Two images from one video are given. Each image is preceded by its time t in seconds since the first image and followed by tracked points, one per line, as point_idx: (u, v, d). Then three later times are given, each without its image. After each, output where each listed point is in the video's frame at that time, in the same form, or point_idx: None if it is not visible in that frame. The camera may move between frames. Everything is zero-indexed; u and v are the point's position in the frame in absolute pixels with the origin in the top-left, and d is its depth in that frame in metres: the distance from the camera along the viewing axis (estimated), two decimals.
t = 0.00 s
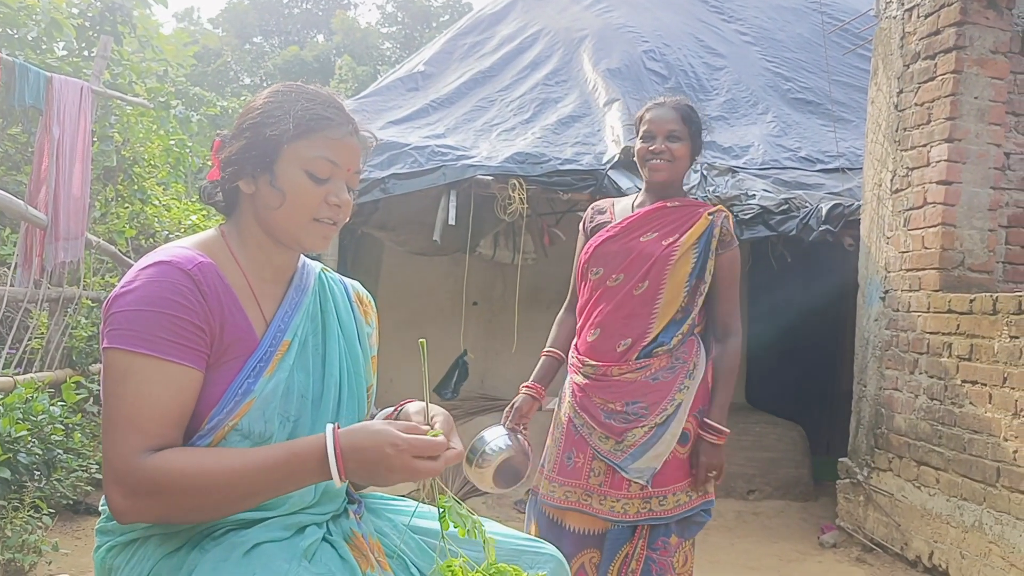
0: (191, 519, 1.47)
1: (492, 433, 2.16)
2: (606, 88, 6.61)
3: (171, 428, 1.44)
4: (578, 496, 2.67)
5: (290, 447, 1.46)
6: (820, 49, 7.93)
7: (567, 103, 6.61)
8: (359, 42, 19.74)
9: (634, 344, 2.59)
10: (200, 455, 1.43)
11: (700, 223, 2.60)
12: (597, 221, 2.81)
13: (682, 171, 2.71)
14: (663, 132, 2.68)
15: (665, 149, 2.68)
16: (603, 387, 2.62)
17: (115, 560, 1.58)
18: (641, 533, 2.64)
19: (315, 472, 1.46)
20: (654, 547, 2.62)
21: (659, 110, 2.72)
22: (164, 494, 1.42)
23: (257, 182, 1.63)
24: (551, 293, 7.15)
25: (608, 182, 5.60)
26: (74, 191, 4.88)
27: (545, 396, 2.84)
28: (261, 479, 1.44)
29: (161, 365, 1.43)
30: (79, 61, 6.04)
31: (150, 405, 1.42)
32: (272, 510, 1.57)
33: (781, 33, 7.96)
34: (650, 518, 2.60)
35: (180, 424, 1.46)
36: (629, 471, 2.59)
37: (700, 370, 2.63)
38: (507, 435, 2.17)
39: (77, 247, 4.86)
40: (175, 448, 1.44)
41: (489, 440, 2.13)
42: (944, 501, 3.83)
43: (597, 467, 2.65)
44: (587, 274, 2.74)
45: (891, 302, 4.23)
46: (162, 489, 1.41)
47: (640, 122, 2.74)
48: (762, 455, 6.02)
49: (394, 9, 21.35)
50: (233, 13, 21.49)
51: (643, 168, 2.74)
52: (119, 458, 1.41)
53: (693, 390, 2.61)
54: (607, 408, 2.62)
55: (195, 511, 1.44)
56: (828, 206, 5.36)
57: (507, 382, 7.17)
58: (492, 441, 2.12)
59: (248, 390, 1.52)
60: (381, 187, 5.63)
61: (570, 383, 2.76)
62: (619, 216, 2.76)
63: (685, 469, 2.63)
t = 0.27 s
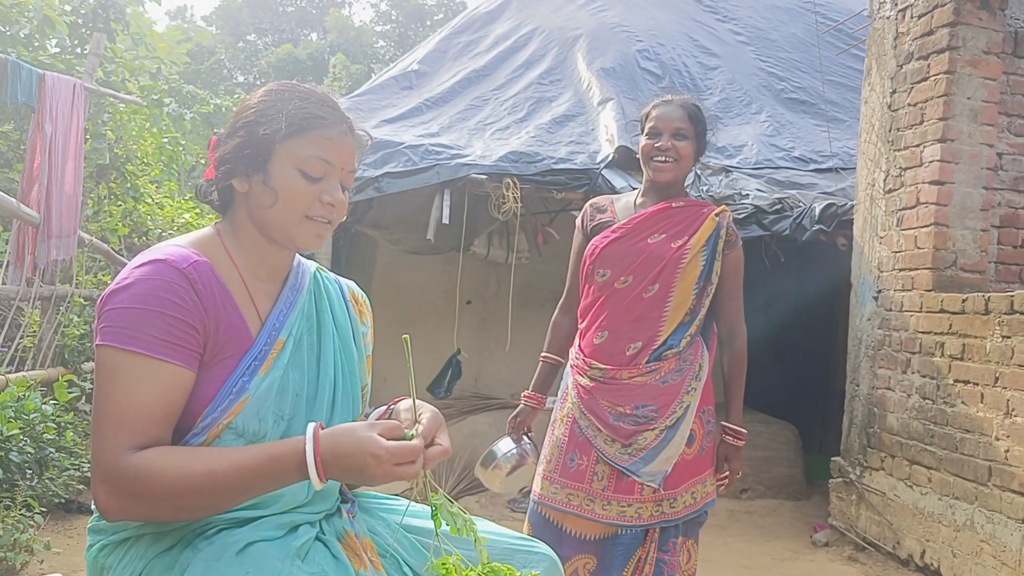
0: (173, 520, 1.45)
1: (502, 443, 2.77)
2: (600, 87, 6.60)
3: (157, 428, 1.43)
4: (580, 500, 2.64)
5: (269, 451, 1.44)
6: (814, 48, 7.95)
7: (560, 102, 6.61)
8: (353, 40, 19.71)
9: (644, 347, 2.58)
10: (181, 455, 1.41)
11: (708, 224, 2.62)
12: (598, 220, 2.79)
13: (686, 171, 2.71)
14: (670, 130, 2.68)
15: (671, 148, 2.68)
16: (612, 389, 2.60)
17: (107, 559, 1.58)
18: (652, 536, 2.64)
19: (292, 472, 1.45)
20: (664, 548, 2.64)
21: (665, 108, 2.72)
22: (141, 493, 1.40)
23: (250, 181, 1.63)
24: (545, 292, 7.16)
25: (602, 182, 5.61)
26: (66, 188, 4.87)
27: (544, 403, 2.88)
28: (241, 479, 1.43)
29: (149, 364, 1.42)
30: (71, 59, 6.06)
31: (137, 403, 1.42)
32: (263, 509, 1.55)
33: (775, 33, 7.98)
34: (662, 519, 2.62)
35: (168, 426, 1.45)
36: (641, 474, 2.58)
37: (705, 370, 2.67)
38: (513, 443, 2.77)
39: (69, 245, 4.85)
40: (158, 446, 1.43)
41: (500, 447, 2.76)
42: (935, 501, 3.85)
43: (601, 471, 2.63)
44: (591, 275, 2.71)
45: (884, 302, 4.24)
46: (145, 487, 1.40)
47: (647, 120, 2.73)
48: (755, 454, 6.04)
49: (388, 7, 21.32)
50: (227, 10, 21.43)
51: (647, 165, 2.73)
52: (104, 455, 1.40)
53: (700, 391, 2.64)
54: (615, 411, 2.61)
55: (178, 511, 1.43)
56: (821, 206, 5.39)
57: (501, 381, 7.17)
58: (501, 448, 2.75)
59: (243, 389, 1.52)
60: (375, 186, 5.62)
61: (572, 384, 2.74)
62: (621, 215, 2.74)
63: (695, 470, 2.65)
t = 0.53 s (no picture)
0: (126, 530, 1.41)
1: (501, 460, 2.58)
2: (589, 90, 6.59)
3: (129, 432, 1.41)
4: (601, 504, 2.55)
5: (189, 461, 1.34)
6: (803, 52, 7.97)
7: (549, 105, 6.60)
8: (342, 42, 19.66)
9: (649, 358, 2.56)
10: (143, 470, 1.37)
11: (706, 232, 2.61)
12: (592, 223, 2.75)
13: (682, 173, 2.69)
14: (667, 130, 2.66)
15: (667, 149, 2.65)
16: (616, 400, 2.56)
17: (91, 563, 1.55)
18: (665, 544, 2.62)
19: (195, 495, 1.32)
20: (677, 554, 2.63)
21: (662, 109, 2.70)
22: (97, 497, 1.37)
23: (241, 183, 1.60)
24: (534, 295, 7.14)
25: (590, 184, 5.60)
26: (52, 189, 4.79)
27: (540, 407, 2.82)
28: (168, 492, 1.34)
29: (131, 366, 1.41)
30: (58, 59, 5.97)
31: (116, 403, 1.40)
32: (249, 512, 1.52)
33: (765, 37, 8.00)
34: (673, 527, 2.60)
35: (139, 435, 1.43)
36: (653, 484, 2.54)
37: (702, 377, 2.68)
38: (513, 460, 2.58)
39: (56, 247, 4.75)
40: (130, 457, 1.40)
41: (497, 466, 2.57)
42: (922, 505, 3.85)
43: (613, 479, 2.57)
44: (586, 283, 2.65)
45: (872, 306, 4.25)
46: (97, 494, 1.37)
47: (643, 121, 2.72)
48: (742, 457, 6.05)
49: (377, 9, 21.29)
50: (216, 11, 21.35)
51: (642, 167, 2.70)
52: (74, 458, 1.39)
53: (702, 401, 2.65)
54: (621, 421, 2.57)
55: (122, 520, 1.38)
56: (809, 209, 5.38)
57: (489, 384, 7.14)
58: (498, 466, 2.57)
59: (229, 390, 1.48)
60: (364, 188, 5.59)
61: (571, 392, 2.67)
62: (618, 220, 2.71)
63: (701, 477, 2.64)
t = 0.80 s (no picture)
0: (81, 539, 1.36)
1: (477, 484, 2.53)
2: (558, 103, 6.61)
3: (79, 443, 1.36)
4: (590, 531, 2.52)
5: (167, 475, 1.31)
6: (769, 68, 8.09)
7: (519, 117, 6.61)
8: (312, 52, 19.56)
9: (633, 380, 2.55)
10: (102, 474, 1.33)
11: (686, 250, 2.61)
12: (569, 236, 2.71)
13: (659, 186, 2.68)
14: (647, 142, 2.66)
15: (648, 160, 2.64)
16: (598, 423, 2.54)
17: None
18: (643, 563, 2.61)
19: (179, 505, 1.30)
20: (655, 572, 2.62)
21: (641, 121, 2.71)
22: (57, 511, 1.33)
23: (204, 193, 1.56)
24: (503, 307, 7.13)
25: (559, 198, 5.60)
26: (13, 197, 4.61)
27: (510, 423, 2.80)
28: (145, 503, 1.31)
29: (85, 379, 1.36)
30: (21, 65, 5.82)
31: (68, 416, 1.35)
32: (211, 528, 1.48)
33: (732, 52, 8.11)
34: (655, 547, 2.59)
35: (87, 443, 1.38)
36: (636, 507, 2.53)
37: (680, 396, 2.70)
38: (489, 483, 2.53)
39: (17, 256, 4.57)
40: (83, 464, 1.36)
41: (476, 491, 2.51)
42: (887, 516, 3.89)
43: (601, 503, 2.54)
44: (564, 302, 2.60)
45: (837, 319, 4.29)
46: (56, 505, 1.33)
47: (622, 132, 2.71)
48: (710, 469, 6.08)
49: (348, 20, 21.25)
50: (184, 19, 21.11)
51: (621, 177, 2.68)
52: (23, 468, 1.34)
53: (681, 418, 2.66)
54: (603, 443, 2.55)
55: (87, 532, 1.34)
56: (776, 224, 5.43)
57: (458, 397, 7.10)
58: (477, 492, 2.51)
59: (184, 404, 1.45)
60: (332, 198, 5.59)
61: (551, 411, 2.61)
62: (595, 235, 2.68)
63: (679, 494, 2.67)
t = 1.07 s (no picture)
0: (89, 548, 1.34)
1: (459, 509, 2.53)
2: (529, 114, 6.62)
3: (72, 460, 1.32)
4: (563, 550, 2.40)
5: (192, 470, 1.34)
6: (738, 81, 8.18)
7: (491, 127, 6.61)
8: (282, 60, 19.45)
9: (628, 391, 2.44)
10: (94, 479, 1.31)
11: (681, 254, 2.51)
12: (557, 239, 2.53)
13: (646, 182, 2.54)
14: (630, 136, 2.53)
15: (633, 154, 2.51)
16: (592, 434, 2.41)
17: None
18: None
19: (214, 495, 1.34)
20: None
21: (622, 114, 2.58)
22: (66, 527, 1.30)
23: (167, 201, 1.52)
24: (473, 316, 7.11)
25: (530, 208, 5.58)
26: None
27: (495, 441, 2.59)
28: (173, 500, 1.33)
29: (61, 393, 1.30)
30: None
31: (50, 433, 1.30)
32: (180, 538, 1.44)
33: (702, 65, 8.20)
34: (636, 564, 2.50)
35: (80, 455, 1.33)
36: (622, 522, 2.42)
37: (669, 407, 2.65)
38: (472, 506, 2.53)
39: None
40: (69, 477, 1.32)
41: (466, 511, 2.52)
42: (854, 525, 3.92)
43: (579, 518, 2.41)
44: (557, 306, 2.43)
45: (805, 330, 4.33)
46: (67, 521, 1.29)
47: (603, 127, 2.56)
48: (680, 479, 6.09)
49: (319, 28, 21.16)
50: (153, 25, 20.86)
51: (605, 174, 2.53)
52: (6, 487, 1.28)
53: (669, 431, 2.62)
54: (593, 456, 2.42)
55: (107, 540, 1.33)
56: (745, 234, 5.46)
57: (428, 407, 7.05)
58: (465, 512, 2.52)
59: (158, 415, 1.40)
60: (302, 208, 5.50)
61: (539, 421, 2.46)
62: (586, 237, 2.52)
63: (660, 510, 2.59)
